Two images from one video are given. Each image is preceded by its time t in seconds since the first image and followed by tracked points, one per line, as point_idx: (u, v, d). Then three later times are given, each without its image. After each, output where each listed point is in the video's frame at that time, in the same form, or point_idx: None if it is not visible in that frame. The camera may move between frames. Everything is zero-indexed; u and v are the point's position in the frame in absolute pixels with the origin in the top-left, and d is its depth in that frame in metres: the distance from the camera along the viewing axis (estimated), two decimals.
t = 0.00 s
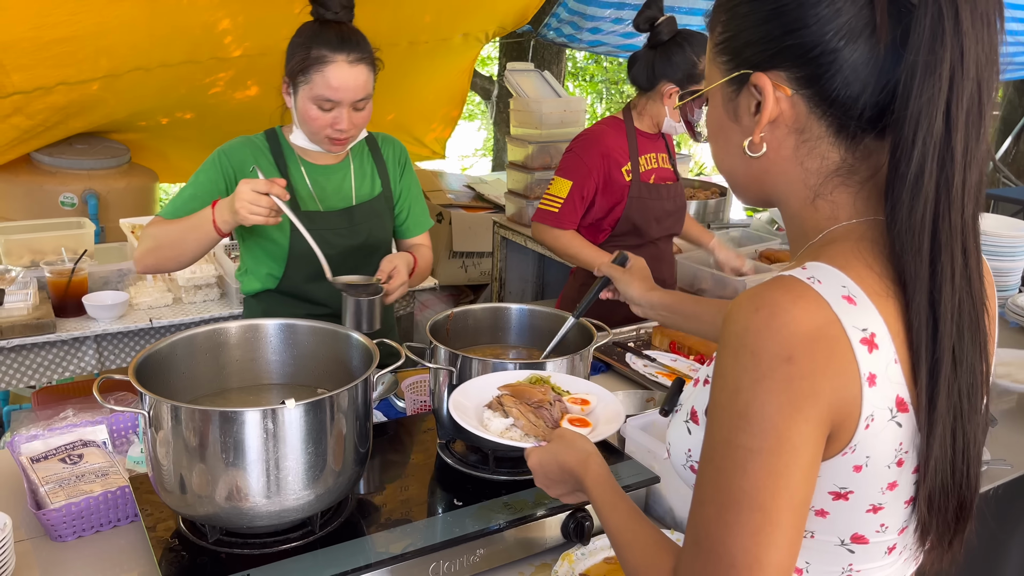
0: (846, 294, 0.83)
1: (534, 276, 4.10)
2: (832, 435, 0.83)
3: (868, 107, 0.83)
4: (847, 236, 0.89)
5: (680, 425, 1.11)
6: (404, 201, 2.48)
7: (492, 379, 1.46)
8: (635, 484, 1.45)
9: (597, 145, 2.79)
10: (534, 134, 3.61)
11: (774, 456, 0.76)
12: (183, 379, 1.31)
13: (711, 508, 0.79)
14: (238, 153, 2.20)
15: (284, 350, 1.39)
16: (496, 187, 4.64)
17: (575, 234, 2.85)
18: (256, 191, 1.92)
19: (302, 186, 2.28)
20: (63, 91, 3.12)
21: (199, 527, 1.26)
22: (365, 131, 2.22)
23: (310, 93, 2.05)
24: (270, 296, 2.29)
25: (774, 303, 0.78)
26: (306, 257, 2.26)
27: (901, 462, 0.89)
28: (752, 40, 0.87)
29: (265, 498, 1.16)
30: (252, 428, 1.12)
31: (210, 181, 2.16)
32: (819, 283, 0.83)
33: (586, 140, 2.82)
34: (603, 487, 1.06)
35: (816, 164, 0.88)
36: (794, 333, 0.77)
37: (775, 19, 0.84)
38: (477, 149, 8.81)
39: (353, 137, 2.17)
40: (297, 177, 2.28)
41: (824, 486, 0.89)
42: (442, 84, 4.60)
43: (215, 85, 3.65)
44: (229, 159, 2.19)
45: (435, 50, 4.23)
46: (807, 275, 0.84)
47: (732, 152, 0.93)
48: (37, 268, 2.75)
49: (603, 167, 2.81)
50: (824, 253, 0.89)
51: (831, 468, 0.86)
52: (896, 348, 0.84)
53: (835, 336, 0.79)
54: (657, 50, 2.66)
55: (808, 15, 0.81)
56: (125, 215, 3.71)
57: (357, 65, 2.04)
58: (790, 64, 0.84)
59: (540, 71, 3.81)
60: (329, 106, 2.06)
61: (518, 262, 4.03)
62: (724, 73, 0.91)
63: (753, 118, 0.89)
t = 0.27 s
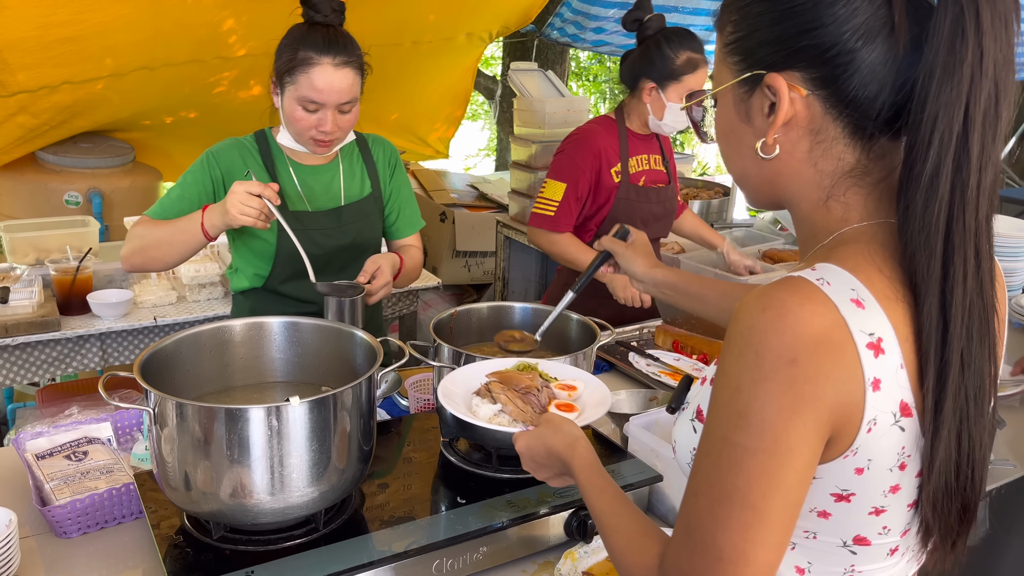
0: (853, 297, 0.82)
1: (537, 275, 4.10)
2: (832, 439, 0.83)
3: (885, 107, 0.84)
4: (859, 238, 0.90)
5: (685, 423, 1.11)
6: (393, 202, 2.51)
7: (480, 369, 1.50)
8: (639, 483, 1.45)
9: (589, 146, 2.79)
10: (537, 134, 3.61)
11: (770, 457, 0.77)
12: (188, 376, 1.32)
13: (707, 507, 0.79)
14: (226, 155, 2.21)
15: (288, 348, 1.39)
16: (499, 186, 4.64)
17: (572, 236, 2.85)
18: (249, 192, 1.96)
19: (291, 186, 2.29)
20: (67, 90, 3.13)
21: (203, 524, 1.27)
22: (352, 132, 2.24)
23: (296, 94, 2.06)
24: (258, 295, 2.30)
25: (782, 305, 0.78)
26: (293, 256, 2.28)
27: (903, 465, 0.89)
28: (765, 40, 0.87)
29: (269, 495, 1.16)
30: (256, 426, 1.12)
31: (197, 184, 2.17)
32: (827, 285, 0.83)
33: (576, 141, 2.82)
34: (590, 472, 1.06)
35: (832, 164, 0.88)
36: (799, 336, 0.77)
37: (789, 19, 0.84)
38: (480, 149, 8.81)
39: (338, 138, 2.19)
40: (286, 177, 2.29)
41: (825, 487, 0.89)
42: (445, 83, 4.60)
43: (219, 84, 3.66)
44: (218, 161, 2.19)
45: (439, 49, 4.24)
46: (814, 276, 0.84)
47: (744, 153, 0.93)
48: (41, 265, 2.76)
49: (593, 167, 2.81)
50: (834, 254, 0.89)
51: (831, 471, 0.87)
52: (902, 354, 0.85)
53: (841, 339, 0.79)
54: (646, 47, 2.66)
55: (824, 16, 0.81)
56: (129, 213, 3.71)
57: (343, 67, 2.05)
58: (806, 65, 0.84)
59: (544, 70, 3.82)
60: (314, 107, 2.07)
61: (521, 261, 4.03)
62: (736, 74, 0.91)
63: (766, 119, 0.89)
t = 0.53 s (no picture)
0: (859, 302, 0.82)
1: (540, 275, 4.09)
2: (831, 445, 0.83)
3: (902, 109, 0.84)
4: (870, 241, 0.89)
5: (687, 425, 1.11)
6: (385, 203, 2.52)
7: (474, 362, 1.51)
8: (640, 484, 1.44)
9: (575, 152, 2.76)
10: (540, 133, 3.61)
11: (766, 460, 0.76)
12: (189, 376, 1.32)
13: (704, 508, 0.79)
14: (217, 154, 2.22)
15: (289, 348, 1.39)
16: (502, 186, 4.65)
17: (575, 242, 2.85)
18: (251, 192, 1.96)
19: (281, 185, 2.31)
20: (72, 89, 3.14)
21: (205, 523, 1.27)
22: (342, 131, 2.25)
23: (287, 91, 2.07)
24: (248, 294, 2.31)
25: (786, 308, 0.78)
26: (284, 255, 2.28)
27: (904, 473, 0.89)
28: (776, 41, 0.86)
29: (271, 494, 1.16)
30: (258, 425, 1.12)
31: (188, 184, 2.18)
32: (833, 287, 0.82)
33: (561, 148, 2.80)
34: (581, 463, 1.07)
35: (845, 167, 0.88)
36: (802, 341, 0.77)
37: (800, 19, 0.83)
38: (484, 148, 8.81)
39: (328, 137, 2.20)
40: (276, 176, 2.30)
41: (827, 493, 0.88)
42: (448, 83, 4.61)
43: (223, 83, 3.66)
44: (209, 161, 2.21)
45: (442, 49, 4.24)
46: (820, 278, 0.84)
47: (752, 156, 0.92)
48: (45, 264, 2.77)
49: (581, 173, 2.79)
50: (841, 258, 0.89)
51: (831, 477, 0.86)
52: (908, 360, 0.84)
53: (845, 343, 0.79)
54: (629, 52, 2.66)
55: (840, 17, 0.81)
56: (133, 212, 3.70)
57: (334, 66, 2.06)
58: (821, 65, 0.83)
59: (547, 70, 3.82)
60: (305, 105, 2.09)
61: (524, 261, 4.03)
62: (745, 76, 0.91)
63: (777, 122, 0.89)
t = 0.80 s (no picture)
0: (874, 303, 0.81)
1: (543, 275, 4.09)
2: (839, 445, 0.82)
3: (918, 109, 0.84)
4: (883, 241, 0.89)
5: (689, 427, 1.12)
6: (385, 202, 2.53)
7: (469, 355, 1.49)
8: (643, 484, 1.44)
9: (584, 154, 2.76)
10: (544, 133, 3.61)
11: (771, 456, 0.76)
12: (193, 374, 1.32)
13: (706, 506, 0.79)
14: (215, 154, 2.22)
15: (292, 346, 1.39)
16: (506, 186, 4.65)
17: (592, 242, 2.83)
18: (262, 198, 1.97)
19: (281, 183, 2.31)
20: (76, 88, 3.15)
21: (207, 521, 1.27)
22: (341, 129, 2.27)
23: (288, 88, 2.08)
24: (248, 292, 2.32)
25: (800, 300, 0.78)
26: (284, 252, 2.29)
27: (911, 477, 0.88)
28: (790, 40, 0.85)
29: (274, 492, 1.17)
30: (262, 423, 1.12)
31: (187, 184, 2.19)
32: (849, 284, 0.81)
33: (568, 151, 2.79)
34: (573, 447, 1.05)
35: (858, 169, 0.88)
36: (816, 336, 0.76)
37: (814, 18, 0.82)
38: (488, 148, 8.81)
39: (329, 134, 2.21)
40: (276, 175, 2.31)
41: (833, 496, 0.88)
42: (453, 83, 4.61)
43: (227, 82, 3.67)
44: (208, 161, 2.21)
45: (447, 48, 4.24)
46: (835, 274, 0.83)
47: (760, 155, 0.92)
48: (50, 262, 2.78)
49: (592, 175, 2.78)
50: (852, 256, 0.88)
51: (837, 478, 0.86)
52: (919, 362, 0.83)
53: (859, 341, 0.79)
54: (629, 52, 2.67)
55: (858, 16, 0.80)
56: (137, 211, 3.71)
57: (334, 61, 2.08)
58: (839, 65, 0.82)
59: (551, 70, 3.81)
60: (306, 101, 2.09)
61: (528, 261, 4.02)
62: (756, 77, 0.89)
63: (790, 124, 0.87)
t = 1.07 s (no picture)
0: (896, 304, 0.80)
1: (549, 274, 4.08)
2: (851, 449, 0.81)
3: (939, 111, 0.83)
4: (902, 245, 0.88)
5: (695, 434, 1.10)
6: (391, 200, 2.53)
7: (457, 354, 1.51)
8: (648, 484, 1.44)
9: (601, 144, 2.78)
10: (550, 132, 3.60)
11: (782, 455, 0.76)
12: (198, 373, 1.32)
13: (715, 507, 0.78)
14: (221, 154, 2.22)
15: (297, 344, 1.39)
16: (512, 185, 4.65)
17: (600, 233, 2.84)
18: (274, 198, 2.00)
19: (287, 182, 2.31)
20: (84, 87, 3.17)
21: (212, 520, 1.27)
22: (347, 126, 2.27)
23: (296, 84, 2.09)
24: (255, 291, 2.33)
25: (821, 298, 0.77)
26: (292, 251, 2.30)
27: (925, 484, 0.86)
28: (807, 39, 0.83)
29: (279, 491, 1.17)
30: (266, 422, 1.12)
31: (194, 185, 2.19)
32: (869, 284, 0.81)
33: (589, 140, 2.82)
34: (565, 437, 1.04)
35: (872, 171, 0.86)
36: (835, 335, 0.75)
37: (832, 17, 0.80)
38: (494, 147, 8.81)
39: (336, 130, 2.21)
40: (281, 173, 2.31)
41: (846, 503, 0.86)
42: (460, 82, 4.61)
43: (234, 82, 3.68)
44: (214, 161, 2.21)
45: (454, 47, 4.24)
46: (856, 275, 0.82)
47: (772, 157, 0.90)
48: (57, 260, 2.79)
49: (606, 166, 2.80)
50: (869, 258, 0.87)
51: (850, 484, 0.84)
52: (938, 368, 0.82)
53: (879, 342, 0.78)
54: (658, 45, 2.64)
55: (881, 15, 0.79)
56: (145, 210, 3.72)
57: (342, 58, 2.10)
58: (860, 65, 0.81)
59: (558, 69, 3.80)
60: (314, 97, 2.10)
61: (534, 260, 4.02)
62: (772, 78, 0.87)
63: (806, 126, 0.85)
